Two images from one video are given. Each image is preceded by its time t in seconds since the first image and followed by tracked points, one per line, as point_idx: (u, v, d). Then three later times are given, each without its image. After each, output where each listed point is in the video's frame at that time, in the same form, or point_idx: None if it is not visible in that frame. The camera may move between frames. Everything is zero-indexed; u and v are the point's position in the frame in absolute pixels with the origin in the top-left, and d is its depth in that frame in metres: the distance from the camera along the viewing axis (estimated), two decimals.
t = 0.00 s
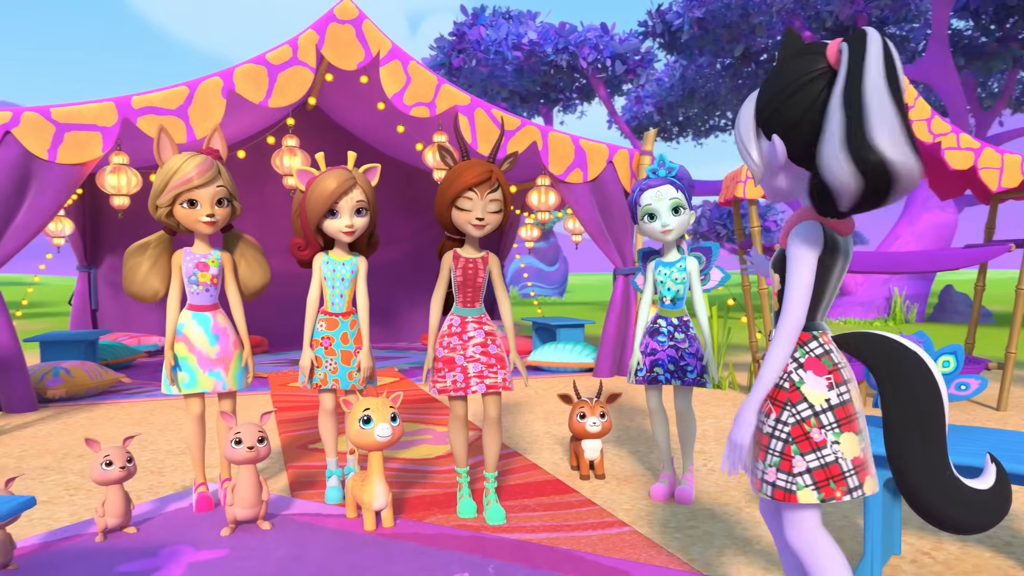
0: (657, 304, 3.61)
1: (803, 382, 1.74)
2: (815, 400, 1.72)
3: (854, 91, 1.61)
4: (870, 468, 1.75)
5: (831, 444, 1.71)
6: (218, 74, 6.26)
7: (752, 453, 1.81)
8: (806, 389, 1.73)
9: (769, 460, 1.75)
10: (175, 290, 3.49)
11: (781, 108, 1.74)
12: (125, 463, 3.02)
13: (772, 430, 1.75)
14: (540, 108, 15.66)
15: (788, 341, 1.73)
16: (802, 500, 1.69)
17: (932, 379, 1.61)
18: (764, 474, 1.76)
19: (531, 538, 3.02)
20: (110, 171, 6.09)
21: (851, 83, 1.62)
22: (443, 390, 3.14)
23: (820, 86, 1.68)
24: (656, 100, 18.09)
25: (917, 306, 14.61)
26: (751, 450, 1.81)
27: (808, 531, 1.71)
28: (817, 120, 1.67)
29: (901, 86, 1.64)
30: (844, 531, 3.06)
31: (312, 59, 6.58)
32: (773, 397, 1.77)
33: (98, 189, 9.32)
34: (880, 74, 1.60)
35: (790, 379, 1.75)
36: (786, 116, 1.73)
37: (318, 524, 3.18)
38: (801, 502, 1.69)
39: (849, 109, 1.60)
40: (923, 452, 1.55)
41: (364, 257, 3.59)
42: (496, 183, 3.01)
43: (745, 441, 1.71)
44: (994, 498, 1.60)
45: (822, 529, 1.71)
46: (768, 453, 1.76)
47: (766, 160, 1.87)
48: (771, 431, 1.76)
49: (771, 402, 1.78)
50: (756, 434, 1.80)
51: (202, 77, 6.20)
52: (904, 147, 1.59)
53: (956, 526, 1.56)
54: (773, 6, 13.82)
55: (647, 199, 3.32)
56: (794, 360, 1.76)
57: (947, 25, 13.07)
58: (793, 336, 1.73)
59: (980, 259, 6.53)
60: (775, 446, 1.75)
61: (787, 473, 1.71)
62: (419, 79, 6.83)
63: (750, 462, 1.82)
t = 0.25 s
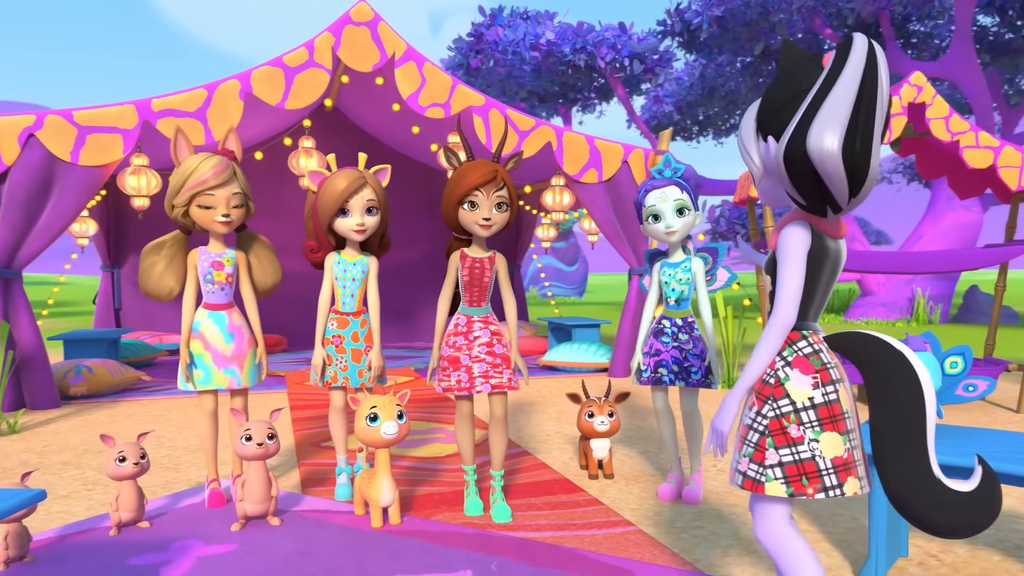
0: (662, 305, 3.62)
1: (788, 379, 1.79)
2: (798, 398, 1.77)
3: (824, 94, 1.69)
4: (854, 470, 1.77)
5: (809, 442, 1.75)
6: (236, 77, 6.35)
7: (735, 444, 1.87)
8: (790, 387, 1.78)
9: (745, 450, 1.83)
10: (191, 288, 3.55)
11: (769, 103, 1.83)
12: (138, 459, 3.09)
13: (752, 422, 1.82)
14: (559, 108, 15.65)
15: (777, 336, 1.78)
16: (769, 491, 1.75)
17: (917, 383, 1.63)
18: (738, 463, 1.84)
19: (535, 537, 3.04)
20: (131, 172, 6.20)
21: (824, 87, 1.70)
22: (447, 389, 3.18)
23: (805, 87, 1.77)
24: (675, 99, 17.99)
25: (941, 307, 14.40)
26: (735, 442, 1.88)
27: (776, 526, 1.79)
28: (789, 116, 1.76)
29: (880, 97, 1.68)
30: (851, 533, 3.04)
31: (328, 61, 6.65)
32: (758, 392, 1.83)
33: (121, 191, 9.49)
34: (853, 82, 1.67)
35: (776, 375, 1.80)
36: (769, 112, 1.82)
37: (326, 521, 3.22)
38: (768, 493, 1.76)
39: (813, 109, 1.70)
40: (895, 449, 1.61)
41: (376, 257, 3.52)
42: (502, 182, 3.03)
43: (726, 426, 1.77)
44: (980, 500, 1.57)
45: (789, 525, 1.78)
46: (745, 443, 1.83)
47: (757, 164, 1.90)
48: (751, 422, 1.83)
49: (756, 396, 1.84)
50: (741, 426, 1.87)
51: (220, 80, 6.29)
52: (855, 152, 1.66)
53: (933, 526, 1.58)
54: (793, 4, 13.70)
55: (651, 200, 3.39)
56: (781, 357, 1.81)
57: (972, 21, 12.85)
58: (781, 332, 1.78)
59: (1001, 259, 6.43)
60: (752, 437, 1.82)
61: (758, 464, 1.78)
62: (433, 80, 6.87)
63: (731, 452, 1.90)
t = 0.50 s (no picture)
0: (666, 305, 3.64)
1: (779, 375, 1.80)
2: (789, 394, 1.79)
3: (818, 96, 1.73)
4: (847, 466, 1.77)
5: (801, 437, 1.76)
6: (253, 79, 6.43)
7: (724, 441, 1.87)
8: (779, 383, 1.79)
9: (731, 445, 1.84)
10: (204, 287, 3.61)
11: (764, 109, 1.87)
12: (150, 455, 3.15)
13: (739, 416, 1.83)
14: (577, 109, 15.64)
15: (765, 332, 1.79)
16: (754, 486, 1.76)
17: (903, 379, 1.63)
18: (723, 458, 1.85)
19: (540, 535, 3.07)
20: (150, 174, 6.31)
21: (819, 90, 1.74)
22: (454, 388, 3.19)
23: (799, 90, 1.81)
24: (694, 98, 17.86)
25: (964, 308, 14.18)
26: (723, 438, 1.88)
27: (756, 520, 1.79)
28: (783, 119, 1.79)
29: (875, 101, 1.71)
30: (857, 534, 3.03)
31: (343, 63, 6.71)
32: (747, 387, 1.84)
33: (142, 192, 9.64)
34: (846, 83, 1.71)
35: (767, 372, 1.82)
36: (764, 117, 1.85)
37: (334, 517, 3.27)
38: (756, 488, 1.76)
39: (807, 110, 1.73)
40: (876, 443, 1.61)
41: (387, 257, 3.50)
42: (503, 181, 3.09)
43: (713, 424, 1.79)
44: (966, 499, 1.52)
45: (769, 521, 1.78)
46: (731, 438, 1.84)
47: (755, 169, 1.92)
48: (738, 417, 1.84)
49: (745, 392, 1.85)
50: (729, 422, 1.88)
51: (237, 82, 6.38)
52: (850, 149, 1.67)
53: (916, 524, 1.55)
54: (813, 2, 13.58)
55: (657, 200, 3.44)
56: (772, 355, 1.82)
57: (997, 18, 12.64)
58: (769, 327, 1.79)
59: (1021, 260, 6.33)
60: (739, 432, 1.83)
61: (745, 458, 1.79)
62: (447, 81, 6.91)
63: (716, 449, 1.90)
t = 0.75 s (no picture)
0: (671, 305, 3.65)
1: (769, 371, 1.86)
2: (779, 389, 1.84)
3: (808, 98, 1.77)
4: (837, 460, 1.82)
5: (792, 431, 1.82)
6: (268, 81, 6.51)
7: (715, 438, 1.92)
8: (770, 378, 1.85)
9: (720, 439, 1.88)
10: (217, 286, 3.67)
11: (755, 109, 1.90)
12: (161, 451, 3.21)
13: (729, 412, 1.88)
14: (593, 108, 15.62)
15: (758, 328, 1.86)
16: (743, 479, 1.81)
17: (892, 374, 1.68)
18: (712, 452, 1.89)
19: (543, 533, 3.08)
20: (168, 175, 6.41)
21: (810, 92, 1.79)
22: (461, 387, 3.20)
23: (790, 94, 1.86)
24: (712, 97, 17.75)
25: (987, 309, 13.96)
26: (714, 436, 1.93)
27: (743, 515, 1.84)
28: (773, 119, 1.82)
29: (861, 107, 1.77)
30: (863, 535, 3.02)
31: (357, 65, 6.77)
32: (738, 384, 1.90)
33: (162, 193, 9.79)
34: (835, 90, 1.76)
35: (758, 368, 1.88)
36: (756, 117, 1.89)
37: (341, 514, 3.31)
38: (746, 481, 1.81)
39: (797, 111, 1.77)
40: (866, 436, 1.65)
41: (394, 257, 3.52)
42: (504, 181, 3.15)
43: (709, 421, 1.86)
44: (949, 492, 1.56)
45: (755, 516, 1.83)
46: (720, 433, 1.88)
47: (745, 169, 1.95)
48: (728, 412, 1.88)
49: (735, 388, 1.90)
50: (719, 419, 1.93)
51: (253, 84, 6.46)
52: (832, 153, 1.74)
53: (901, 516, 1.58)
54: None
55: (662, 200, 3.45)
56: (762, 352, 1.89)
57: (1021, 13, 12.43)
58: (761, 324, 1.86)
59: None
60: (728, 427, 1.87)
61: (734, 452, 1.84)
62: (460, 81, 6.95)
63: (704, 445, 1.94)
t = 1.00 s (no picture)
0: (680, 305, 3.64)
1: (760, 372, 1.88)
2: (770, 390, 1.86)
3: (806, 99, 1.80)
4: (827, 462, 1.83)
5: (782, 432, 1.83)
6: (284, 83, 6.58)
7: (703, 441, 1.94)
8: (761, 379, 1.87)
9: (712, 441, 1.90)
10: (230, 286, 3.71)
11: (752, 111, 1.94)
12: (173, 448, 3.26)
13: (721, 413, 1.90)
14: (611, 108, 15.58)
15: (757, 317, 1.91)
16: (732, 480, 1.82)
17: (885, 373, 1.71)
18: (703, 454, 1.91)
19: (549, 532, 3.09)
20: (186, 176, 6.50)
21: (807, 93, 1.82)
22: (468, 387, 3.19)
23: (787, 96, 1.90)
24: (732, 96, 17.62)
25: (1012, 310, 13.73)
26: (703, 437, 1.95)
27: (734, 515, 1.87)
28: (770, 121, 1.86)
29: (857, 110, 1.80)
30: (871, 538, 2.99)
31: (372, 66, 6.82)
32: (729, 385, 1.92)
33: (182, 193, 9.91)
34: (833, 91, 1.78)
35: (749, 369, 1.90)
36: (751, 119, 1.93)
37: (349, 511, 3.34)
38: (736, 482, 1.82)
39: (793, 112, 1.81)
40: (860, 436, 1.68)
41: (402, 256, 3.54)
42: (507, 182, 3.18)
43: (700, 421, 1.90)
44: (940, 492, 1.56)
45: (746, 517, 1.85)
46: (712, 434, 1.90)
47: (740, 171, 1.99)
48: (719, 413, 1.90)
49: (727, 389, 1.92)
50: (709, 420, 1.95)
51: (269, 86, 6.53)
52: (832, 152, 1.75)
53: (896, 516, 1.60)
54: None
55: (672, 200, 3.44)
56: (754, 353, 1.91)
57: None
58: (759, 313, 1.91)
59: None
60: (719, 428, 1.89)
61: (724, 453, 1.86)
62: (474, 82, 6.97)
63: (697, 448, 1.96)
